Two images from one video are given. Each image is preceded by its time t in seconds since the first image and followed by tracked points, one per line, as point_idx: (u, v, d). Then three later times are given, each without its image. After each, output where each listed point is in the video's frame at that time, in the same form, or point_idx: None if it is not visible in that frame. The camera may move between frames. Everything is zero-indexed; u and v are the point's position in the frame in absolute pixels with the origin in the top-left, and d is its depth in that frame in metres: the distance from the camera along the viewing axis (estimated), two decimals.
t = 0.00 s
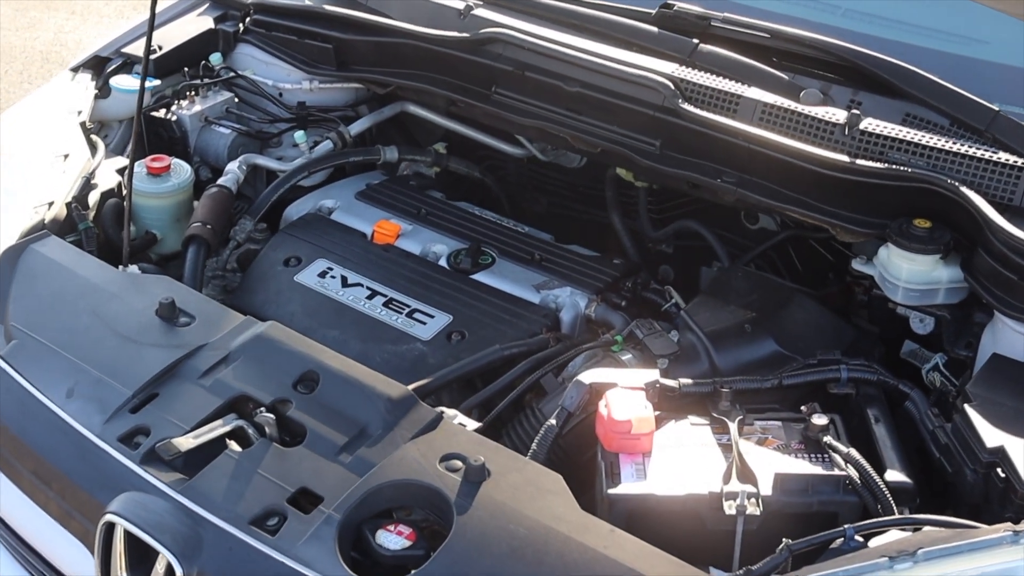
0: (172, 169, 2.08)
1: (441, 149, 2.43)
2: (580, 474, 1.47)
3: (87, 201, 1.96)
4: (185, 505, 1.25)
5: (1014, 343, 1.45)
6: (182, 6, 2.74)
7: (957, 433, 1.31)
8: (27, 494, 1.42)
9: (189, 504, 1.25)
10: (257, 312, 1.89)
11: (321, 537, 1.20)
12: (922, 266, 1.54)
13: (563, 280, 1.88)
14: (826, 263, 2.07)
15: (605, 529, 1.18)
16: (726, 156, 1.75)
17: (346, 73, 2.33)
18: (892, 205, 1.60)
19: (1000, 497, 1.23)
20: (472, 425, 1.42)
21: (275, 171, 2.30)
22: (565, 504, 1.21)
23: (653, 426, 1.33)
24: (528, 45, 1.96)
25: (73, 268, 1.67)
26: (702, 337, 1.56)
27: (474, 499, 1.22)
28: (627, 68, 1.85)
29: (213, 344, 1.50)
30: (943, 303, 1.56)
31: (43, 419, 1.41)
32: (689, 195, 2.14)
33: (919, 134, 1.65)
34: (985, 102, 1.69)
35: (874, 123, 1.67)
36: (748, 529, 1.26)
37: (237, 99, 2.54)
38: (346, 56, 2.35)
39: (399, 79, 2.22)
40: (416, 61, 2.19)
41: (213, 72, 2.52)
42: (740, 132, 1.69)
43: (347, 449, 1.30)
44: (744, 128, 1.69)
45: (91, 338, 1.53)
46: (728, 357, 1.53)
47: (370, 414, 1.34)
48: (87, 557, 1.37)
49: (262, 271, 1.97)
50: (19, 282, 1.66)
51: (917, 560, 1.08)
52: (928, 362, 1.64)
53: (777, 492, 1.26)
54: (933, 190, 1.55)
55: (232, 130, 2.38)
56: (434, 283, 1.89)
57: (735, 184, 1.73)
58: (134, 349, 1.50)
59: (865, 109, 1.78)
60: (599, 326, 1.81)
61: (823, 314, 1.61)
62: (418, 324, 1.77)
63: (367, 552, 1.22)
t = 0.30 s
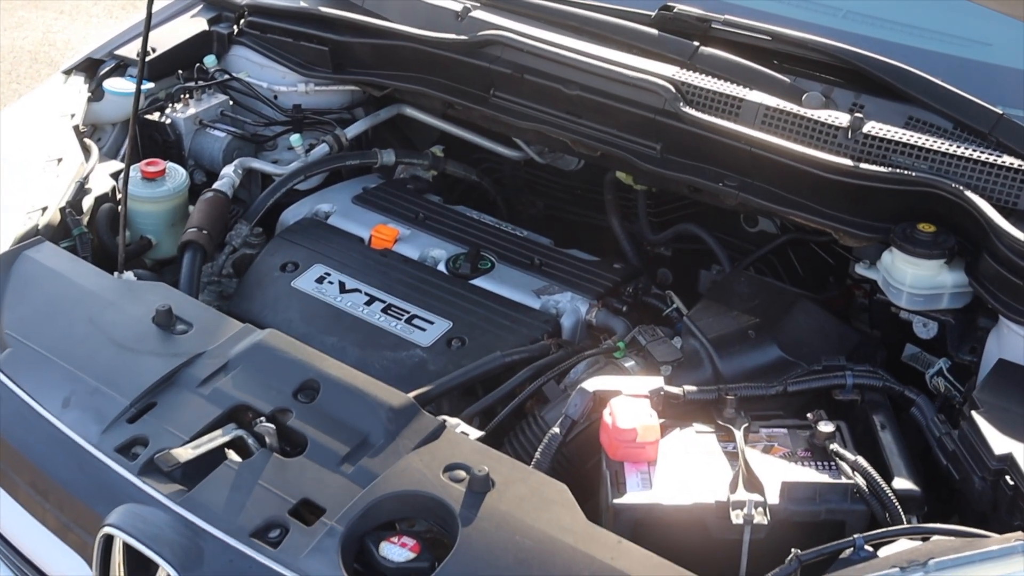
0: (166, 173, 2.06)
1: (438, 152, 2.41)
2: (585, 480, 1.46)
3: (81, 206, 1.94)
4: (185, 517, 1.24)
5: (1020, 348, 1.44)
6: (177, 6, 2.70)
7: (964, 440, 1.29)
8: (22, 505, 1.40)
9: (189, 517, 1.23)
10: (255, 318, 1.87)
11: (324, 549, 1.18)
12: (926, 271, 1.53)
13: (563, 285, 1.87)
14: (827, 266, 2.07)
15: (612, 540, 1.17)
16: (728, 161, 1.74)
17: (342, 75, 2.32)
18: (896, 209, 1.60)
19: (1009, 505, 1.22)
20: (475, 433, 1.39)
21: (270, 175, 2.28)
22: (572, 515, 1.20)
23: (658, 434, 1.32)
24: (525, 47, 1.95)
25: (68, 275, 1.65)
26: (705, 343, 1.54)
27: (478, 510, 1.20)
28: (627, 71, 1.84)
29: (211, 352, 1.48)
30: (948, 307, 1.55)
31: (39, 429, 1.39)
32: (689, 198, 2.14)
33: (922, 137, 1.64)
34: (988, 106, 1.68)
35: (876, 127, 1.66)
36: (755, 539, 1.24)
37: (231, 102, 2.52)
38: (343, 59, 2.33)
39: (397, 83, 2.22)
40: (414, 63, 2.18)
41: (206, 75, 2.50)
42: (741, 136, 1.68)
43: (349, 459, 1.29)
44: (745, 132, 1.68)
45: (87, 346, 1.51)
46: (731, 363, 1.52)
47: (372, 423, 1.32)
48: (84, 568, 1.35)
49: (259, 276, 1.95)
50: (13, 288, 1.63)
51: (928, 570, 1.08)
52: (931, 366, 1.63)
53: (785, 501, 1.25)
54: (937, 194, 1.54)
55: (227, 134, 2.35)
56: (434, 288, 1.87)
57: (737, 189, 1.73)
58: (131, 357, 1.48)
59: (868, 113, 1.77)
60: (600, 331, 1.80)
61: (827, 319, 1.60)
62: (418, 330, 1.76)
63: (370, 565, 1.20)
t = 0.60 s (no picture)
0: (161, 178, 2.04)
1: (435, 155, 2.41)
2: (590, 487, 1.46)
3: (75, 211, 1.91)
4: (186, 531, 1.22)
5: None
6: (172, 6, 2.68)
7: (972, 447, 1.28)
8: (19, 518, 1.38)
9: (190, 531, 1.21)
10: (253, 326, 1.85)
11: (328, 564, 1.16)
12: (931, 275, 1.52)
13: (565, 291, 1.86)
14: (828, 268, 2.07)
15: (620, 553, 1.16)
16: (730, 164, 1.73)
17: (338, 78, 2.30)
18: (900, 212, 1.59)
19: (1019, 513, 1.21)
20: (479, 445, 1.37)
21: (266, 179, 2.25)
22: (579, 527, 1.18)
23: (664, 443, 1.30)
24: (524, 50, 1.93)
25: (64, 283, 1.63)
26: (710, 350, 1.53)
27: (484, 522, 1.19)
28: (627, 73, 1.83)
29: (210, 362, 1.46)
30: (953, 311, 1.54)
31: (36, 441, 1.37)
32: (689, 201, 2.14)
33: (926, 140, 1.63)
34: (992, 108, 1.67)
35: (880, 130, 1.65)
36: (763, 549, 1.23)
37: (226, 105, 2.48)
38: (339, 61, 2.31)
39: (394, 85, 2.20)
40: (412, 65, 2.16)
41: (201, 77, 2.47)
42: (743, 140, 1.67)
43: (351, 471, 1.27)
44: (747, 136, 1.67)
45: (83, 356, 1.49)
46: (736, 370, 1.51)
47: (374, 434, 1.31)
48: None
49: (257, 283, 1.94)
50: (8, 297, 1.61)
51: None
52: (934, 369, 1.62)
53: (793, 510, 1.23)
54: (942, 198, 1.53)
55: (222, 137, 2.32)
56: (433, 294, 1.86)
57: (739, 192, 1.72)
58: (128, 367, 1.46)
59: (871, 115, 1.76)
60: (602, 337, 1.80)
61: (832, 324, 1.59)
62: (419, 337, 1.74)
63: None
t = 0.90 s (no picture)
0: (157, 182, 2.01)
1: (432, 156, 2.38)
2: (595, 493, 1.45)
3: (69, 216, 1.89)
4: (187, 544, 1.20)
5: None
6: (167, 6, 2.64)
7: (981, 452, 1.27)
8: (16, 530, 1.36)
9: (192, 544, 1.20)
10: (250, 331, 1.83)
11: None
12: (937, 278, 1.51)
13: (566, 294, 1.84)
14: (829, 268, 2.07)
15: (628, 564, 1.14)
16: (732, 166, 1.72)
17: (333, 79, 2.28)
18: (905, 214, 1.58)
19: None
20: (483, 452, 1.36)
21: (262, 181, 2.23)
22: (587, 538, 1.17)
23: (671, 450, 1.28)
24: (524, 51, 1.92)
25: (59, 290, 1.61)
26: (714, 353, 1.52)
27: (490, 533, 1.17)
28: (629, 75, 1.81)
29: (209, 370, 1.44)
30: (958, 314, 1.54)
31: (33, 452, 1.35)
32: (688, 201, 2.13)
33: (931, 141, 1.62)
34: (996, 109, 1.66)
35: (884, 131, 1.64)
36: (772, 557, 1.22)
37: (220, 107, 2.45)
38: (334, 62, 2.29)
39: (391, 86, 2.18)
40: (409, 66, 2.14)
41: (195, 79, 2.43)
42: (746, 142, 1.66)
43: (355, 482, 1.25)
44: (750, 138, 1.66)
45: (80, 364, 1.46)
46: (741, 374, 1.50)
47: (378, 444, 1.29)
48: None
49: (253, 287, 1.92)
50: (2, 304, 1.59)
51: None
52: (937, 370, 1.61)
53: (802, 518, 1.22)
54: (948, 200, 1.51)
55: (216, 139, 2.30)
56: (433, 298, 1.85)
57: (742, 194, 1.71)
58: (126, 376, 1.44)
59: (875, 116, 1.75)
60: (605, 340, 1.78)
61: (837, 328, 1.58)
62: (419, 342, 1.73)
63: None
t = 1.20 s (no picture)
0: (152, 183, 1.98)
1: (429, 156, 2.37)
2: (601, 497, 1.43)
3: (64, 219, 1.86)
4: (190, 554, 1.18)
5: None
6: (159, 4, 2.62)
7: (990, 454, 1.26)
8: (15, 540, 1.34)
9: (194, 554, 1.18)
10: (248, 334, 1.82)
11: None
12: (943, 278, 1.49)
13: (566, 295, 1.83)
14: (829, 267, 2.07)
15: (637, 571, 1.13)
16: (735, 165, 1.72)
17: (329, 78, 2.25)
18: (910, 214, 1.57)
19: None
20: (488, 458, 1.34)
21: (258, 181, 2.21)
22: (595, 546, 1.15)
23: (678, 455, 1.27)
24: (523, 50, 1.90)
25: (55, 295, 1.59)
26: (718, 355, 1.51)
27: (498, 541, 1.16)
28: (630, 73, 1.80)
29: (209, 376, 1.42)
30: (964, 314, 1.53)
31: (31, 461, 1.33)
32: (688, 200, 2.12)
33: (935, 140, 1.61)
34: (1001, 107, 1.65)
35: (889, 130, 1.63)
36: (781, 562, 1.21)
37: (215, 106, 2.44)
38: (330, 61, 2.27)
39: (388, 84, 2.16)
40: (406, 65, 2.12)
41: (189, 78, 2.42)
42: (750, 141, 1.66)
43: (359, 489, 1.24)
44: (754, 137, 1.65)
45: (77, 371, 1.44)
46: (745, 376, 1.49)
47: (382, 450, 1.27)
48: None
49: (250, 290, 1.90)
50: None
51: None
52: (940, 369, 1.60)
53: (811, 523, 1.21)
54: (954, 200, 1.51)
55: (211, 139, 2.28)
56: (433, 300, 1.83)
57: (745, 194, 1.70)
58: (125, 382, 1.42)
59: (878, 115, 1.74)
60: (606, 342, 1.78)
61: (841, 329, 1.57)
62: (420, 345, 1.71)
63: None
